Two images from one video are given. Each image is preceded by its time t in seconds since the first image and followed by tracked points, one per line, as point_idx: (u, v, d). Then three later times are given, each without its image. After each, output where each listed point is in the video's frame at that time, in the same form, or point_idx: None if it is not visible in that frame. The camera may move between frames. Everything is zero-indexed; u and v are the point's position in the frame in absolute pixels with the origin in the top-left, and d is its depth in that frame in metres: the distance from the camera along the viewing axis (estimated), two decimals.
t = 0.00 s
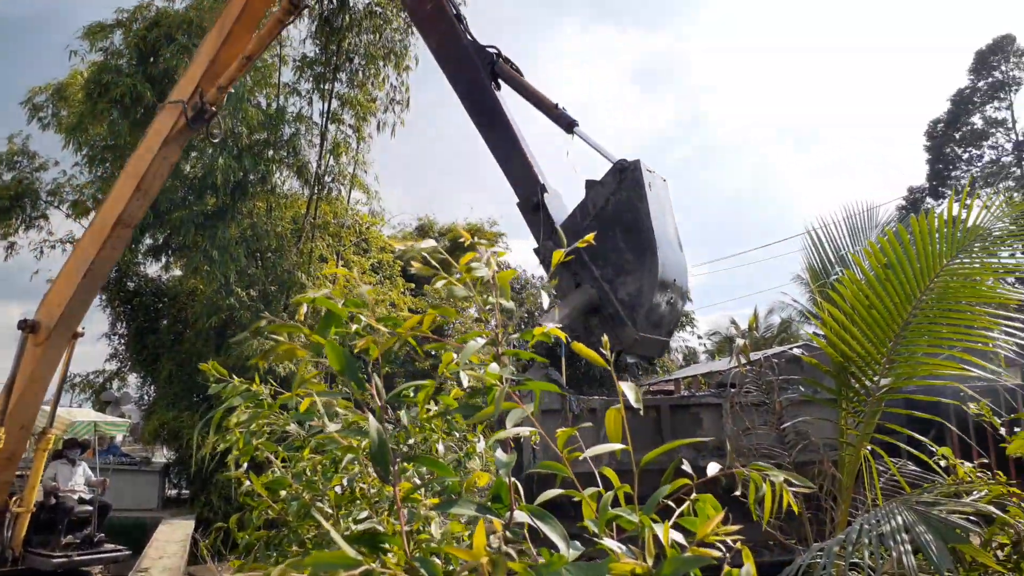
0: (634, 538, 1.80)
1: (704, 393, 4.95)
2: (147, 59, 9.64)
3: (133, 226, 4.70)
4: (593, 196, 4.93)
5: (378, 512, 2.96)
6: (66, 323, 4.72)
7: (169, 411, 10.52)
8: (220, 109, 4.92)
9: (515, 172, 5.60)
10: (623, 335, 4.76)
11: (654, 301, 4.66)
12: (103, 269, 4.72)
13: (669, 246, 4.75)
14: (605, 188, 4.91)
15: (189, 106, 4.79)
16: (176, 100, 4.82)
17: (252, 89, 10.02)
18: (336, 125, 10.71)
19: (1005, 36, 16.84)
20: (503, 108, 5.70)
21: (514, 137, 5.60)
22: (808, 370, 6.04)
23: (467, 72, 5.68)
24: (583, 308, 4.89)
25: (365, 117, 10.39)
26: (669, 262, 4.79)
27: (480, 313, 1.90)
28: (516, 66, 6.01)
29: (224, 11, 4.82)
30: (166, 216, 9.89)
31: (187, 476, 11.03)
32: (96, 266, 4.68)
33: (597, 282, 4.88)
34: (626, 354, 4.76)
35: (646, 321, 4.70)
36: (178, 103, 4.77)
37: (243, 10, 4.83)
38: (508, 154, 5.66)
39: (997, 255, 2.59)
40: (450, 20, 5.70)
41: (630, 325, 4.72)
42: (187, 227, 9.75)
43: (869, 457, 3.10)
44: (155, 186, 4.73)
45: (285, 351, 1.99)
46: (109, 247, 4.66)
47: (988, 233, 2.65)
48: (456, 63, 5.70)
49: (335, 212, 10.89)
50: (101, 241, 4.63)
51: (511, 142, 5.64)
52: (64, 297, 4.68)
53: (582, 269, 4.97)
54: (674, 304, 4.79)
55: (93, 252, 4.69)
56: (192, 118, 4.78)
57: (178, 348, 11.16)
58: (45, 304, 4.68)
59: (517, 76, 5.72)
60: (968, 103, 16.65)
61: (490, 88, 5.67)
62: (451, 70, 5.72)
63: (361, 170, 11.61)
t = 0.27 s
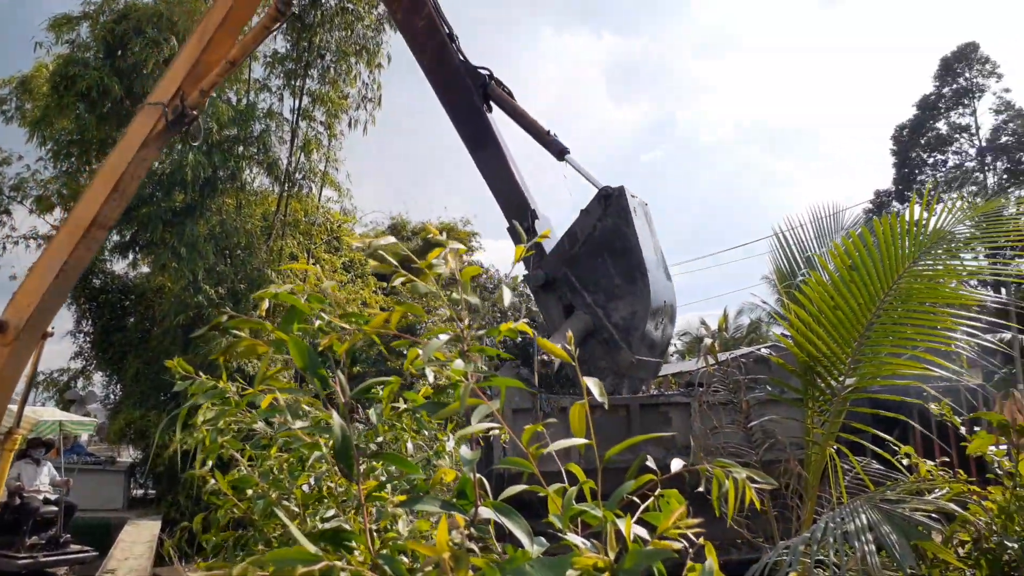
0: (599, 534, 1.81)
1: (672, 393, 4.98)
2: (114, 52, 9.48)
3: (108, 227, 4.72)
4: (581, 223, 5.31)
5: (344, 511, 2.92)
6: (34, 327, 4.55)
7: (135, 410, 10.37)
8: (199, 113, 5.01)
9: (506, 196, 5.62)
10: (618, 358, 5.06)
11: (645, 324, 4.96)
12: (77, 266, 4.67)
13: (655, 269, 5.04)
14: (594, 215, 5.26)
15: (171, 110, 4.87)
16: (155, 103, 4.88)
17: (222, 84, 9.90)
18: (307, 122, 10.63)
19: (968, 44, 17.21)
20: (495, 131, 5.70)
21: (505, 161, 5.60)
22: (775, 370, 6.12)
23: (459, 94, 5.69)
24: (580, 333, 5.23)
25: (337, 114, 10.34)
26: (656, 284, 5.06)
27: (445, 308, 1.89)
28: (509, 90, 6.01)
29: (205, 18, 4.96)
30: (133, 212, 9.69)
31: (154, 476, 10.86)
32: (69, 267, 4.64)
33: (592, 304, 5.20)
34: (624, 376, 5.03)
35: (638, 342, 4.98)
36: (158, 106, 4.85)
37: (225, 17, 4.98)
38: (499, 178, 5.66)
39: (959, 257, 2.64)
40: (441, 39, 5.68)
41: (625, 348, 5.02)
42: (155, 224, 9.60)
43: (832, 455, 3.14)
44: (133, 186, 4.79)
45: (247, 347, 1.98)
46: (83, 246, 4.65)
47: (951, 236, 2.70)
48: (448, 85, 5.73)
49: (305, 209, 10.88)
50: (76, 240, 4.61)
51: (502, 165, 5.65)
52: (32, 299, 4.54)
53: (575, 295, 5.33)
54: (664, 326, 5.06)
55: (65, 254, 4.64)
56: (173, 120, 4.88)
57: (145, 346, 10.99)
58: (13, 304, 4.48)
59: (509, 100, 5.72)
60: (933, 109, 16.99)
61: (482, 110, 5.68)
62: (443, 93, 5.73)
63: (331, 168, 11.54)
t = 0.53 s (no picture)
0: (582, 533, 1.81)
1: (654, 394, 4.99)
2: (94, 48, 9.38)
3: (96, 229, 4.77)
4: (567, 234, 5.35)
5: (326, 512, 2.91)
6: (14, 330, 4.47)
7: (114, 410, 10.28)
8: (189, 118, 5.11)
9: (500, 210, 5.66)
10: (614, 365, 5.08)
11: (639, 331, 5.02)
12: (63, 268, 4.66)
13: (644, 276, 5.14)
14: (580, 225, 5.32)
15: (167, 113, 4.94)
16: (146, 106, 4.94)
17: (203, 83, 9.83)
18: (289, 121, 10.58)
19: (946, 50, 17.45)
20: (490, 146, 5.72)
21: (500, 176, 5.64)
22: (756, 372, 6.16)
23: (455, 109, 5.68)
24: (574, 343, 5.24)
25: (319, 113, 10.30)
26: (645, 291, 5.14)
27: (426, 307, 1.89)
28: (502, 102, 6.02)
29: (199, 24, 5.08)
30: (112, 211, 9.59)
31: (133, 477, 10.77)
32: (54, 269, 4.63)
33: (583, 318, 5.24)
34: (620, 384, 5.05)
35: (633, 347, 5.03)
36: (151, 109, 4.93)
37: (219, 24, 5.12)
38: (492, 192, 5.69)
39: (937, 259, 2.67)
40: (438, 52, 5.63)
41: (621, 355, 5.06)
42: (134, 223, 9.47)
43: (813, 456, 3.16)
44: (124, 188, 4.87)
45: (226, 347, 1.96)
46: (70, 246, 4.67)
47: (929, 239, 2.73)
48: (443, 98, 5.71)
49: (286, 209, 10.84)
50: (63, 241, 4.61)
51: (496, 180, 5.68)
52: (15, 300, 4.46)
53: (565, 305, 5.36)
54: (655, 333, 5.14)
55: (49, 256, 4.62)
56: (166, 124, 4.97)
57: (124, 345, 10.88)
58: None
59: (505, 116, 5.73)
60: (911, 113, 17.21)
61: (478, 125, 5.69)
62: (440, 107, 5.71)
63: (314, 167, 11.49)
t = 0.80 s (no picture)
0: (579, 535, 1.82)
1: (646, 397, 5.01)
2: (84, 50, 9.33)
3: (87, 232, 4.75)
4: (558, 237, 5.38)
5: (320, 515, 2.90)
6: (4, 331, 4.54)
7: (103, 413, 10.22)
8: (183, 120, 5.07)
9: (496, 214, 5.67)
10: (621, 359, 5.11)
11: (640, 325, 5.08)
12: (55, 272, 4.68)
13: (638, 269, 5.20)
14: (571, 226, 5.36)
15: (160, 115, 4.90)
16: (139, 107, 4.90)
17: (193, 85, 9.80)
18: (280, 123, 10.56)
19: (933, 55, 17.58)
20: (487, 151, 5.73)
21: (496, 181, 5.65)
22: (746, 375, 6.19)
23: (452, 114, 5.70)
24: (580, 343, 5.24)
25: (309, 115, 10.28)
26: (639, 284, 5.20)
27: (423, 311, 1.89)
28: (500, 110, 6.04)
29: (194, 26, 5.05)
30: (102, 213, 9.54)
31: (122, 481, 10.70)
32: (45, 271, 4.64)
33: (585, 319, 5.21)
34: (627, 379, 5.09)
35: (639, 339, 5.09)
36: (145, 111, 4.89)
37: (216, 25, 5.09)
38: (489, 197, 5.71)
39: (926, 264, 2.70)
40: (434, 58, 5.65)
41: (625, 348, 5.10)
42: (123, 225, 9.43)
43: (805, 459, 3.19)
44: (116, 191, 4.85)
45: (222, 352, 1.97)
46: (61, 249, 4.66)
47: (918, 243, 2.75)
48: (440, 104, 5.73)
49: (277, 211, 10.81)
50: (54, 243, 4.61)
51: (492, 185, 5.69)
52: (7, 301, 4.51)
53: (564, 307, 5.34)
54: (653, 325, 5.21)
55: (41, 257, 4.63)
56: (159, 127, 4.92)
57: (113, 348, 10.81)
58: None
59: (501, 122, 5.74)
60: (899, 118, 17.33)
61: (474, 131, 5.70)
62: (438, 113, 5.72)
63: (304, 170, 11.46)
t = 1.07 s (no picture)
0: (580, 539, 1.82)
1: (644, 398, 5.01)
2: (80, 50, 9.30)
3: (84, 232, 4.76)
4: (548, 234, 5.42)
5: (319, 518, 2.89)
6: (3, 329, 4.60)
7: (98, 414, 10.19)
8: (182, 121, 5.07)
9: (494, 214, 5.79)
10: (626, 344, 5.10)
11: (638, 308, 5.09)
12: (50, 272, 4.69)
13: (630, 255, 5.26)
14: (560, 223, 5.41)
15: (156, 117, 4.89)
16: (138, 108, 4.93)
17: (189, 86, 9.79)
18: (276, 123, 10.55)
19: (928, 58, 17.66)
20: (485, 152, 5.79)
21: (496, 183, 5.74)
22: (743, 376, 6.21)
23: (451, 116, 5.71)
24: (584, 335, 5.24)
25: (305, 116, 10.28)
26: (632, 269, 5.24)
27: (426, 315, 1.89)
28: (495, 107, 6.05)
29: (193, 27, 5.02)
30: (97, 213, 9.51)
31: (116, 482, 10.67)
32: (43, 270, 4.65)
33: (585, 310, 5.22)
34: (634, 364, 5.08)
35: (641, 322, 5.11)
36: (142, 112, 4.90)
37: (214, 24, 5.05)
38: (488, 196, 5.81)
39: (920, 266, 2.72)
40: (434, 59, 5.60)
41: (629, 333, 5.10)
42: (119, 225, 9.39)
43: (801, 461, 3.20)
44: (114, 191, 4.84)
45: (227, 353, 1.97)
46: (59, 249, 4.67)
47: (913, 244, 2.77)
48: (438, 105, 5.72)
49: (273, 212, 10.80)
50: (52, 243, 4.62)
51: (490, 185, 5.79)
52: (6, 300, 4.57)
53: (564, 301, 5.35)
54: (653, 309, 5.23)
55: (39, 256, 4.65)
56: (156, 128, 4.92)
57: (108, 349, 10.78)
58: None
59: (499, 122, 5.78)
60: (894, 120, 17.41)
61: (473, 133, 5.74)
62: (437, 115, 5.72)
63: (300, 171, 11.46)
